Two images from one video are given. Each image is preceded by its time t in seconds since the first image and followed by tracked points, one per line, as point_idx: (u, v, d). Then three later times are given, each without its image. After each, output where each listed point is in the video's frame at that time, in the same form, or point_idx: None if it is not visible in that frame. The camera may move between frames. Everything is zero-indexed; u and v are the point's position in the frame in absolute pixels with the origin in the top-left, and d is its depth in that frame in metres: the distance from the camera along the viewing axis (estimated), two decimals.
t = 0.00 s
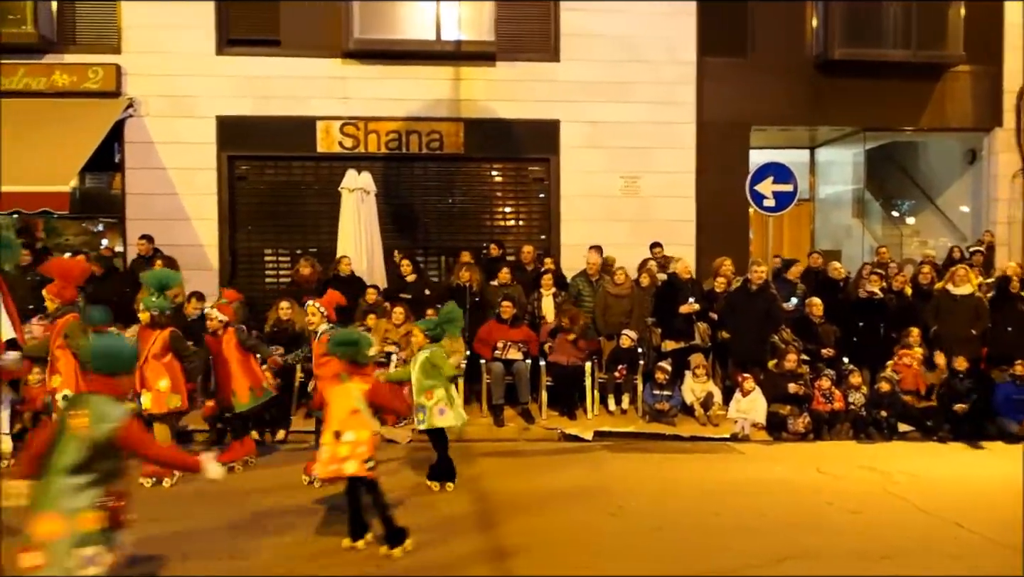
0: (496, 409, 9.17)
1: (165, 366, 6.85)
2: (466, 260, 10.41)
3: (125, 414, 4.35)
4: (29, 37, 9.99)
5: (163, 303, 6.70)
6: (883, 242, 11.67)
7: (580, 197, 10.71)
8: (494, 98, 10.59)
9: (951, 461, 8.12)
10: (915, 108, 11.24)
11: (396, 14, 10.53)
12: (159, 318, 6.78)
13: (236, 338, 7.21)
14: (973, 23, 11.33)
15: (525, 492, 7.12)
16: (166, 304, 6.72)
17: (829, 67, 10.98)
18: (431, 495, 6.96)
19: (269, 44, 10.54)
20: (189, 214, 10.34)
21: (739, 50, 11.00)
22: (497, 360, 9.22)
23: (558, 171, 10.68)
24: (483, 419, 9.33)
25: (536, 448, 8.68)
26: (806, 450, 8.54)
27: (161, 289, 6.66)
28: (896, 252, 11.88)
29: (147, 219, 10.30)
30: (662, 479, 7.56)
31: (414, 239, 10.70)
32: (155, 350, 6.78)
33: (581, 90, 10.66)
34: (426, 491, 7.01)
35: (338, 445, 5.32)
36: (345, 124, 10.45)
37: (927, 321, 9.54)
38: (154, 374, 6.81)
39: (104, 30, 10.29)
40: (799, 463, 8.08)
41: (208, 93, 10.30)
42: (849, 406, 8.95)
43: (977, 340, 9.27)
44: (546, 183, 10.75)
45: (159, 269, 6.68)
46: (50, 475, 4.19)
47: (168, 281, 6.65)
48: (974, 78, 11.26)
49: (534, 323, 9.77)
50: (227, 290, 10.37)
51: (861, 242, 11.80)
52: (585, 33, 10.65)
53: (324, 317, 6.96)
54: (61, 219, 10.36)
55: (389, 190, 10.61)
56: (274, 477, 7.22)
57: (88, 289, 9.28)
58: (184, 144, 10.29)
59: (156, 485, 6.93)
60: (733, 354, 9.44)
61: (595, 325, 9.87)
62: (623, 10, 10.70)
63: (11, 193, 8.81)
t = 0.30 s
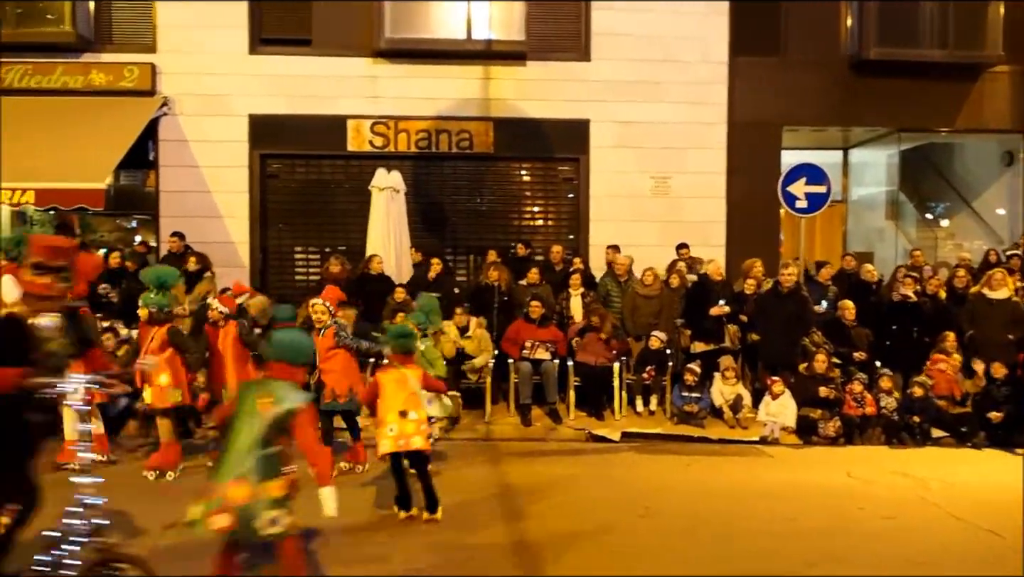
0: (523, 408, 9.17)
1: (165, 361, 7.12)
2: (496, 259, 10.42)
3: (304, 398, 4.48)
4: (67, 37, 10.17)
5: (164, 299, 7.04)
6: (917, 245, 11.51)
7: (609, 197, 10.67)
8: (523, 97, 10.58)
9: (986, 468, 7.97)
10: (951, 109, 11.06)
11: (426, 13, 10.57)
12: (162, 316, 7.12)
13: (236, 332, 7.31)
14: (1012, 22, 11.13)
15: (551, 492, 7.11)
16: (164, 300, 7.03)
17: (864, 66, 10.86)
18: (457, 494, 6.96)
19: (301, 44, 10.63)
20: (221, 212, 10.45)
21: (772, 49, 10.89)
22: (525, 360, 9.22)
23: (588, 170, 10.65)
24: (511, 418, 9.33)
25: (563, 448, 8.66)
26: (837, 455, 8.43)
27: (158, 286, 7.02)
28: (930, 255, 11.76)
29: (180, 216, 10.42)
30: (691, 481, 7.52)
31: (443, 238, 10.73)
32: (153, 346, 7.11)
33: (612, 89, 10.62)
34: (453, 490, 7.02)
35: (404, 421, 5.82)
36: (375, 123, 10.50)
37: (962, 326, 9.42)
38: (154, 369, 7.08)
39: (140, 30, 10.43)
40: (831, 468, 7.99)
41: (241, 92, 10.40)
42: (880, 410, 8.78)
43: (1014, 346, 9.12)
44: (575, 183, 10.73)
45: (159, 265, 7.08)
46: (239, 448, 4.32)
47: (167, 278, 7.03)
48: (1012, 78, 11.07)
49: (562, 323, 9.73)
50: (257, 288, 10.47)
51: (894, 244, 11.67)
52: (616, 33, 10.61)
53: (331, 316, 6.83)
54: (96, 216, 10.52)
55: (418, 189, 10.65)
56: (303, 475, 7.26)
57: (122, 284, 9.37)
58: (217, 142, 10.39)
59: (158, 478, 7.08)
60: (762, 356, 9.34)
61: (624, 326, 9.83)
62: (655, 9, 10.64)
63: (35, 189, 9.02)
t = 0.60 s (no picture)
0: (540, 407, 9.16)
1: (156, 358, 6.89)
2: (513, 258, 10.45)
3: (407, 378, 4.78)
4: (89, 35, 10.25)
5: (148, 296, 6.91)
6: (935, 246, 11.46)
7: (626, 197, 10.66)
8: (541, 96, 10.59)
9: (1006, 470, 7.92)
10: (971, 109, 11.03)
11: (445, 12, 10.59)
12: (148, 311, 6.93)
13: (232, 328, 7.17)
14: None
15: (570, 491, 7.10)
16: (151, 297, 6.94)
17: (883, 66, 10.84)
18: (476, 492, 6.96)
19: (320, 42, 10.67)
20: (240, 209, 10.50)
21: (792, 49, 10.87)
22: (541, 359, 9.22)
23: (605, 169, 10.65)
24: (527, 417, 9.33)
25: (580, 447, 8.65)
26: (855, 456, 8.40)
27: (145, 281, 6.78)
28: (950, 256, 11.55)
29: (199, 213, 10.47)
30: (709, 482, 7.50)
31: (459, 236, 10.75)
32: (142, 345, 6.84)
33: (629, 89, 10.61)
34: (471, 489, 7.02)
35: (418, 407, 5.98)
36: (393, 122, 10.53)
37: (982, 328, 9.36)
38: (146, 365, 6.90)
39: (160, 28, 10.49)
40: (849, 469, 7.96)
41: (260, 89, 10.44)
42: (899, 411, 8.76)
43: None
44: (593, 182, 10.73)
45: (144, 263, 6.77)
46: (353, 420, 4.60)
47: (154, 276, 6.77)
48: None
49: (579, 322, 9.71)
50: (275, 285, 10.51)
51: (913, 245, 11.59)
52: (634, 32, 10.60)
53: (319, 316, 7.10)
54: (116, 213, 10.59)
55: (435, 188, 10.67)
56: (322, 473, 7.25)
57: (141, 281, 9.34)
58: (236, 140, 10.44)
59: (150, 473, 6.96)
60: (780, 356, 9.29)
61: (640, 326, 9.82)
62: (674, 8, 10.62)
63: (56, 186, 8.96)
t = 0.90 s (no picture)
0: (549, 407, 9.15)
1: (145, 354, 6.92)
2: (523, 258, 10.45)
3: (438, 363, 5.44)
4: (101, 33, 10.29)
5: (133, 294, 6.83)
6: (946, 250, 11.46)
7: (636, 197, 10.66)
8: (551, 96, 10.59)
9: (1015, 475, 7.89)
10: (982, 112, 11.00)
11: (457, 11, 10.55)
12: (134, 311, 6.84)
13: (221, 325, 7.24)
14: None
15: (578, 491, 7.10)
16: (135, 296, 6.85)
17: (894, 68, 10.82)
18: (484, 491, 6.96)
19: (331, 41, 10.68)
20: (249, 207, 10.51)
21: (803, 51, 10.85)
22: (550, 359, 9.21)
23: (614, 170, 10.64)
24: (536, 417, 9.33)
25: (588, 447, 8.65)
26: (864, 459, 8.36)
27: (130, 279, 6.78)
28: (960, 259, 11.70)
29: (209, 211, 10.50)
30: (718, 483, 7.48)
31: (468, 235, 10.75)
32: (130, 341, 6.87)
33: (639, 89, 10.59)
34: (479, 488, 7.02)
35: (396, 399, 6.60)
36: (403, 121, 10.54)
37: (992, 331, 9.35)
38: (135, 362, 6.89)
39: (171, 27, 10.52)
40: (858, 472, 7.93)
41: (271, 88, 10.47)
42: (908, 414, 8.73)
43: None
44: (602, 182, 10.73)
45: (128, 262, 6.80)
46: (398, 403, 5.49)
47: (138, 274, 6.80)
48: None
49: (588, 322, 9.70)
50: (284, 284, 10.54)
51: (923, 248, 11.61)
52: (645, 32, 10.59)
53: (286, 320, 7.34)
54: (126, 210, 10.64)
55: (444, 187, 10.68)
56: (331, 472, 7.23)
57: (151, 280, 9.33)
58: (246, 138, 10.46)
59: (136, 470, 7.09)
60: (789, 358, 9.30)
61: (649, 326, 9.80)
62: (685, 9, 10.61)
63: (68, 183, 9.04)
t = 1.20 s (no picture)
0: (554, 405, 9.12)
1: (129, 351, 6.94)
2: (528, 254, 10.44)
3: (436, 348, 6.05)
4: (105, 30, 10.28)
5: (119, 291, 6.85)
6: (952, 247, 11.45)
7: (641, 194, 10.64)
8: (556, 93, 10.57)
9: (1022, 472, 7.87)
10: (989, 109, 10.96)
11: (461, 8, 10.56)
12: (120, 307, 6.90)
13: (214, 324, 7.25)
14: None
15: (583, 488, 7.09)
16: (122, 291, 6.88)
17: (901, 65, 10.76)
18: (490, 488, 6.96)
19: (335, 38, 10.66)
20: (254, 204, 10.52)
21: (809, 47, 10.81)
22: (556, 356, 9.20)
23: (620, 167, 10.62)
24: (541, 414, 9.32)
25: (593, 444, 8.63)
26: (869, 456, 8.34)
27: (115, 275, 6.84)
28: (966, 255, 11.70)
29: (213, 209, 10.50)
30: (723, 481, 7.46)
31: (472, 231, 10.74)
32: (116, 336, 6.90)
33: (644, 86, 10.57)
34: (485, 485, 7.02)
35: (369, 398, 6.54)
36: (408, 118, 10.53)
37: (998, 328, 9.33)
38: (121, 358, 6.90)
39: (176, 24, 10.51)
40: (863, 469, 7.91)
41: (276, 85, 10.46)
42: (914, 411, 8.73)
43: None
44: (607, 179, 10.71)
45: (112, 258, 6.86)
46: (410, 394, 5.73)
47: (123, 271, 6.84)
48: None
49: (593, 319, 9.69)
50: (289, 281, 10.55)
51: (929, 245, 11.64)
52: (651, 29, 10.57)
53: (263, 318, 7.33)
54: (131, 208, 10.65)
55: (449, 184, 10.67)
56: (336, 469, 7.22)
57: (157, 276, 9.31)
58: (251, 136, 10.46)
59: (117, 465, 7.05)
60: (795, 355, 9.26)
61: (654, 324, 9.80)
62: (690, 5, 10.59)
63: (74, 180, 9.02)
